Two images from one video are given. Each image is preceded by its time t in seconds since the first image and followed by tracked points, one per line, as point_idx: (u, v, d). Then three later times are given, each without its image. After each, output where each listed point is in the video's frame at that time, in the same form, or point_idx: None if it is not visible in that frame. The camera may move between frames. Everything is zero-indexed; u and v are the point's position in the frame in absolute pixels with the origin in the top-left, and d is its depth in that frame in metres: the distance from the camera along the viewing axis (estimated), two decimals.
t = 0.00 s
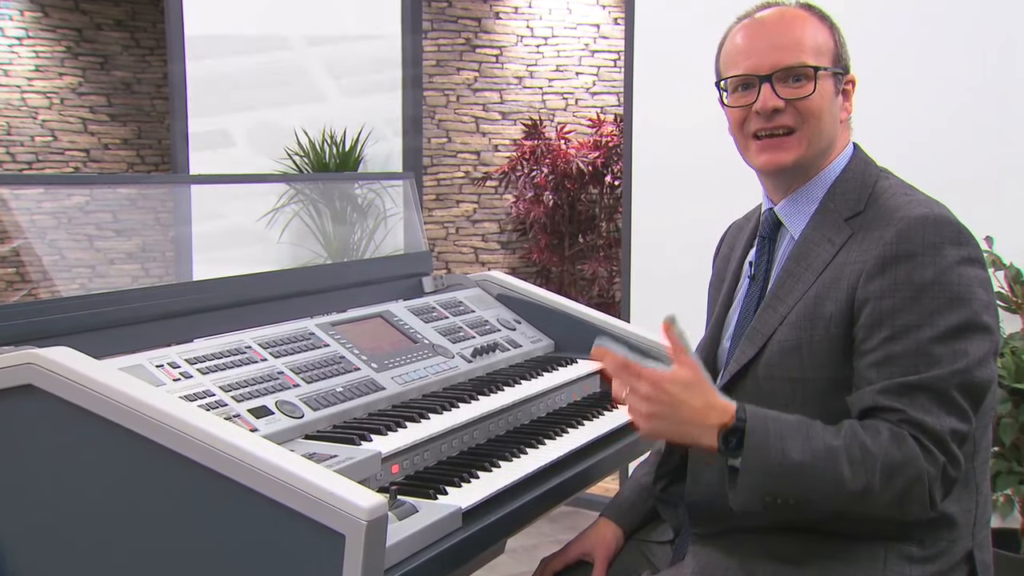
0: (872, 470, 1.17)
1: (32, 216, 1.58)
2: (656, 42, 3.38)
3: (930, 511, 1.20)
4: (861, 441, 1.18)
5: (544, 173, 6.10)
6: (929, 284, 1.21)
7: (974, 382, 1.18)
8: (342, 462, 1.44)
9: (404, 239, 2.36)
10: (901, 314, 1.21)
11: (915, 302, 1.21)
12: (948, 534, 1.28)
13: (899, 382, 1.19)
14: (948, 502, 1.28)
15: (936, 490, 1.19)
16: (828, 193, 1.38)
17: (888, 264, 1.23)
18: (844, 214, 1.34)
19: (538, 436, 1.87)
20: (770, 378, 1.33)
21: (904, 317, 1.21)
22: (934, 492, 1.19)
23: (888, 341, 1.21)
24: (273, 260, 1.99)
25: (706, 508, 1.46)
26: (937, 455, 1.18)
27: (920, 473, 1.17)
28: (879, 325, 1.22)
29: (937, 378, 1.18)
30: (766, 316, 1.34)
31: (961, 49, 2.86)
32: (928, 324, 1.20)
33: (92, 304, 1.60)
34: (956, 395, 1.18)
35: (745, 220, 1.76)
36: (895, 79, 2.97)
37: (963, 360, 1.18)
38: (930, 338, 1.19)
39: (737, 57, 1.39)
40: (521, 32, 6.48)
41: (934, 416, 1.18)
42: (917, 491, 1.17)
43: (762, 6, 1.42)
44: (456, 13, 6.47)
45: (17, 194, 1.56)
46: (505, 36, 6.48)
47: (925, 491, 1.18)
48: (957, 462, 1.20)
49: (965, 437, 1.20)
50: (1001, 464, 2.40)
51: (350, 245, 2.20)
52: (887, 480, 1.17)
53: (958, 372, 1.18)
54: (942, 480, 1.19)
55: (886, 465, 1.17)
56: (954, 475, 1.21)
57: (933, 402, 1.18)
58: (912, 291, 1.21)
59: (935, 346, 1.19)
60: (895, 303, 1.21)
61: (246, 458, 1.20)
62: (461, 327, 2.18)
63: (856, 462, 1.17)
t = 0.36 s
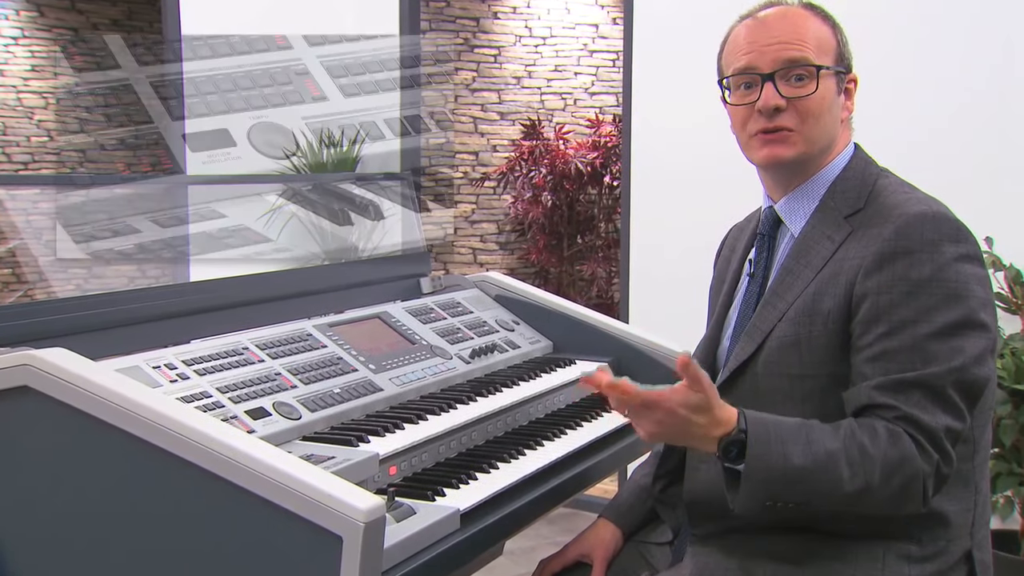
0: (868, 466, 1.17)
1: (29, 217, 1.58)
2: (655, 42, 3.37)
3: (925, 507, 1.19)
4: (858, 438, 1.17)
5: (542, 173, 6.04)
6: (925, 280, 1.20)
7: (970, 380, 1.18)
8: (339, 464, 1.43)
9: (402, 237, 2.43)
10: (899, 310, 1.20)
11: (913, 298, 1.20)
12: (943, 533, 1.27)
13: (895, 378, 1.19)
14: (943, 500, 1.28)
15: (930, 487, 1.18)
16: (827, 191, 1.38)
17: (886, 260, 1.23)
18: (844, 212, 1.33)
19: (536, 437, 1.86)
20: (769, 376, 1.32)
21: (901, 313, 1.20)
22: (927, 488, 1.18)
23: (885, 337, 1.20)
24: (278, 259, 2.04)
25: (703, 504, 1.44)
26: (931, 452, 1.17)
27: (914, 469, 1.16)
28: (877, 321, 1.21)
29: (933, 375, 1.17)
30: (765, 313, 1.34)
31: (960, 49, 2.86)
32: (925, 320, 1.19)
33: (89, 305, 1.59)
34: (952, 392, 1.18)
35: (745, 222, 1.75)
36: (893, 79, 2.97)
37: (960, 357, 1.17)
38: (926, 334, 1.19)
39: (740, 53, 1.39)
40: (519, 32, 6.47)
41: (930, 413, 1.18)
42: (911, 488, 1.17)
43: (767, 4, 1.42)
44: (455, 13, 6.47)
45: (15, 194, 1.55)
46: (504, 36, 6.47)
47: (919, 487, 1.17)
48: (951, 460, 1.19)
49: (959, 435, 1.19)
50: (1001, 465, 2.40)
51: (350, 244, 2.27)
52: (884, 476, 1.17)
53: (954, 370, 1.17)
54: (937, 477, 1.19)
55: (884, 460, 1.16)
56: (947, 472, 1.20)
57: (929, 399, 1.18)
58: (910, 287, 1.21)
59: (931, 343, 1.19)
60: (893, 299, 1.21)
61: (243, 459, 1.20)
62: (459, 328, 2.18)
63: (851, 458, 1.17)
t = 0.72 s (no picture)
0: (804, 453, 1.19)
1: (26, 218, 1.55)
2: (655, 43, 3.37)
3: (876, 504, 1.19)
4: (799, 427, 1.20)
5: (541, 174, 6.04)
6: (917, 282, 1.20)
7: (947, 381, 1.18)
8: (338, 466, 1.42)
9: (400, 234, 2.46)
10: (891, 308, 1.20)
11: (907, 298, 1.20)
12: (928, 540, 1.27)
13: (870, 367, 1.19)
14: (936, 501, 1.28)
15: (879, 482, 1.18)
16: (834, 192, 1.37)
17: (885, 260, 1.23)
18: (851, 213, 1.33)
19: (536, 439, 1.86)
20: (768, 376, 1.31)
21: (889, 310, 1.20)
22: (875, 483, 1.18)
23: (870, 332, 1.21)
24: (278, 260, 2.08)
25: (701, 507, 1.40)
26: (888, 447, 1.17)
27: (860, 459, 1.17)
28: (869, 318, 1.21)
29: (903, 367, 1.18)
30: (767, 312, 1.33)
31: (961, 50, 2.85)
32: (911, 319, 1.20)
33: (87, 307, 1.62)
34: (924, 388, 1.18)
35: (751, 221, 1.74)
36: (893, 80, 2.97)
37: (936, 355, 1.18)
38: (911, 332, 1.19)
39: (744, 54, 1.39)
40: (518, 32, 6.46)
41: (897, 408, 1.17)
42: (854, 481, 1.18)
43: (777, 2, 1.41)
44: (454, 13, 6.48)
45: (11, 195, 1.53)
46: (502, 36, 6.46)
47: (860, 481, 1.17)
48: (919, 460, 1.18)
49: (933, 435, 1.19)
50: (1002, 467, 2.40)
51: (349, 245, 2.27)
52: (826, 466, 1.18)
53: (926, 365, 1.18)
54: (898, 475, 1.18)
55: (820, 447, 1.18)
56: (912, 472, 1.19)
57: (900, 394, 1.18)
58: (907, 288, 1.20)
59: (914, 341, 1.19)
60: (885, 298, 1.21)
61: (241, 461, 1.19)
62: (458, 329, 2.17)
63: (787, 441, 1.20)
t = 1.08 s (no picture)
0: (757, 441, 1.23)
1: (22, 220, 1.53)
2: (656, 43, 3.36)
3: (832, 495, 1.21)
4: (753, 416, 1.25)
5: (541, 175, 6.02)
6: (895, 279, 1.21)
7: (914, 377, 1.18)
8: (336, 468, 1.41)
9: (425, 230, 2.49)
10: (865, 305, 1.21)
11: (884, 296, 1.21)
12: (914, 542, 1.26)
13: (838, 358, 1.20)
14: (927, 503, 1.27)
15: (830, 470, 1.20)
16: (828, 193, 1.36)
17: (871, 258, 1.23)
18: (846, 214, 1.32)
19: (536, 440, 1.85)
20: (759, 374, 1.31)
21: (867, 306, 1.21)
22: (827, 472, 1.20)
23: (845, 324, 1.22)
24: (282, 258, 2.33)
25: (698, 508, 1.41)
26: (842, 435, 1.19)
27: (813, 449, 1.19)
28: (846, 314, 1.22)
29: (868, 358, 1.19)
30: (760, 311, 1.33)
31: (961, 51, 2.85)
32: (885, 314, 1.20)
33: (84, 310, 1.58)
34: (890, 382, 1.18)
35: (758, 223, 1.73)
36: (892, 81, 2.96)
37: (905, 349, 1.19)
38: (883, 327, 1.20)
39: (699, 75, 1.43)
40: (518, 32, 6.42)
41: (859, 399, 1.19)
42: (807, 470, 1.20)
43: (759, 8, 1.40)
44: (453, 13, 6.41)
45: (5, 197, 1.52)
46: (502, 37, 6.42)
47: (812, 471, 1.20)
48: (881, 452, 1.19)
49: (896, 431, 1.19)
50: (1003, 469, 2.40)
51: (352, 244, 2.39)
52: (779, 454, 1.21)
53: (891, 358, 1.19)
54: (856, 466, 1.20)
55: (772, 434, 1.22)
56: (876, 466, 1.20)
57: (864, 386, 1.19)
58: (885, 287, 1.21)
59: (884, 337, 1.19)
60: (866, 294, 1.21)
61: (238, 462, 1.18)
62: (457, 330, 2.16)
63: (739, 428, 1.25)
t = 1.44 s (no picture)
0: (652, 384, 1.26)
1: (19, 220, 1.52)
2: (656, 43, 3.36)
3: (724, 431, 1.23)
4: (658, 366, 1.27)
5: (541, 175, 6.01)
6: (838, 258, 1.23)
7: (849, 351, 1.22)
8: (335, 468, 1.41)
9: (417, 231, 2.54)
10: (803, 289, 1.24)
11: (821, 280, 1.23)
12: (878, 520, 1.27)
13: (777, 322, 1.23)
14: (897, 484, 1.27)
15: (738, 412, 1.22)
16: (803, 194, 1.36)
17: (821, 241, 1.25)
18: (811, 211, 1.33)
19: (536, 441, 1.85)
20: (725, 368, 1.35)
21: (811, 280, 1.24)
22: (718, 406, 1.22)
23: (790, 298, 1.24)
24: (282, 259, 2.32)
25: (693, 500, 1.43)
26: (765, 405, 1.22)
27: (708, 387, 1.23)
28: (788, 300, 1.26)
29: (806, 328, 1.21)
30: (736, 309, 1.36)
31: (962, 52, 2.84)
32: (828, 290, 1.22)
33: (83, 309, 1.58)
34: (823, 350, 1.21)
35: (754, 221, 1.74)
36: (894, 82, 2.95)
37: (843, 322, 1.21)
38: (821, 300, 1.22)
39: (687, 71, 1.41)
40: (518, 32, 6.40)
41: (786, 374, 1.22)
42: (696, 407, 1.23)
43: (741, 11, 1.39)
44: (453, 13, 6.40)
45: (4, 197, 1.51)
46: (502, 36, 6.39)
47: (700, 406, 1.23)
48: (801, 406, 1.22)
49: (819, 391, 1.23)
50: (1005, 470, 2.40)
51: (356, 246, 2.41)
52: (664, 392, 1.24)
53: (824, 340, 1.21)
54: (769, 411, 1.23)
55: (664, 374, 1.26)
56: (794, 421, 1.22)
57: (796, 350, 1.21)
58: (823, 273, 1.23)
59: (824, 312, 1.21)
60: (813, 271, 1.24)
61: (235, 462, 1.18)
62: (457, 331, 2.16)
63: (640, 377, 1.27)
